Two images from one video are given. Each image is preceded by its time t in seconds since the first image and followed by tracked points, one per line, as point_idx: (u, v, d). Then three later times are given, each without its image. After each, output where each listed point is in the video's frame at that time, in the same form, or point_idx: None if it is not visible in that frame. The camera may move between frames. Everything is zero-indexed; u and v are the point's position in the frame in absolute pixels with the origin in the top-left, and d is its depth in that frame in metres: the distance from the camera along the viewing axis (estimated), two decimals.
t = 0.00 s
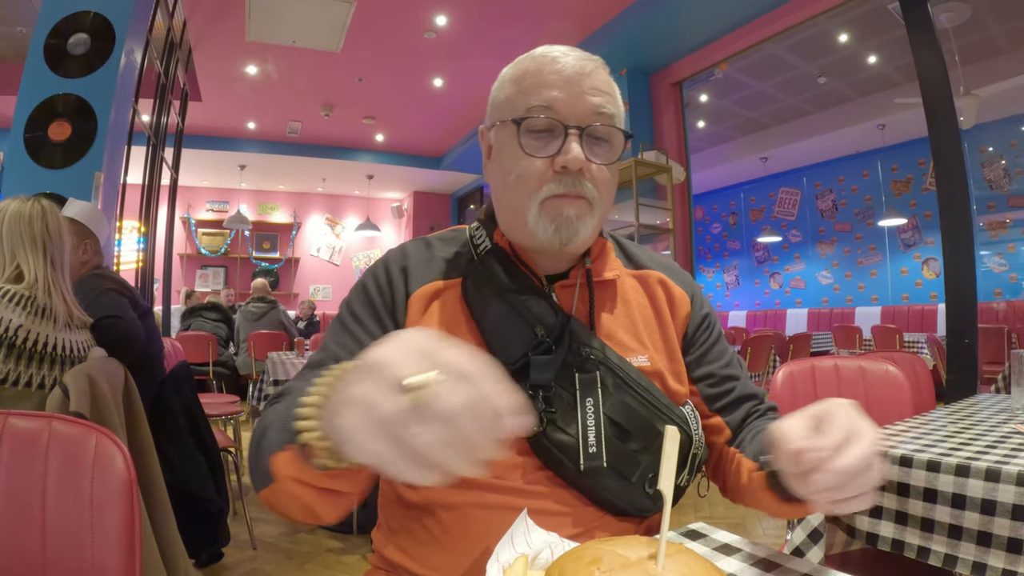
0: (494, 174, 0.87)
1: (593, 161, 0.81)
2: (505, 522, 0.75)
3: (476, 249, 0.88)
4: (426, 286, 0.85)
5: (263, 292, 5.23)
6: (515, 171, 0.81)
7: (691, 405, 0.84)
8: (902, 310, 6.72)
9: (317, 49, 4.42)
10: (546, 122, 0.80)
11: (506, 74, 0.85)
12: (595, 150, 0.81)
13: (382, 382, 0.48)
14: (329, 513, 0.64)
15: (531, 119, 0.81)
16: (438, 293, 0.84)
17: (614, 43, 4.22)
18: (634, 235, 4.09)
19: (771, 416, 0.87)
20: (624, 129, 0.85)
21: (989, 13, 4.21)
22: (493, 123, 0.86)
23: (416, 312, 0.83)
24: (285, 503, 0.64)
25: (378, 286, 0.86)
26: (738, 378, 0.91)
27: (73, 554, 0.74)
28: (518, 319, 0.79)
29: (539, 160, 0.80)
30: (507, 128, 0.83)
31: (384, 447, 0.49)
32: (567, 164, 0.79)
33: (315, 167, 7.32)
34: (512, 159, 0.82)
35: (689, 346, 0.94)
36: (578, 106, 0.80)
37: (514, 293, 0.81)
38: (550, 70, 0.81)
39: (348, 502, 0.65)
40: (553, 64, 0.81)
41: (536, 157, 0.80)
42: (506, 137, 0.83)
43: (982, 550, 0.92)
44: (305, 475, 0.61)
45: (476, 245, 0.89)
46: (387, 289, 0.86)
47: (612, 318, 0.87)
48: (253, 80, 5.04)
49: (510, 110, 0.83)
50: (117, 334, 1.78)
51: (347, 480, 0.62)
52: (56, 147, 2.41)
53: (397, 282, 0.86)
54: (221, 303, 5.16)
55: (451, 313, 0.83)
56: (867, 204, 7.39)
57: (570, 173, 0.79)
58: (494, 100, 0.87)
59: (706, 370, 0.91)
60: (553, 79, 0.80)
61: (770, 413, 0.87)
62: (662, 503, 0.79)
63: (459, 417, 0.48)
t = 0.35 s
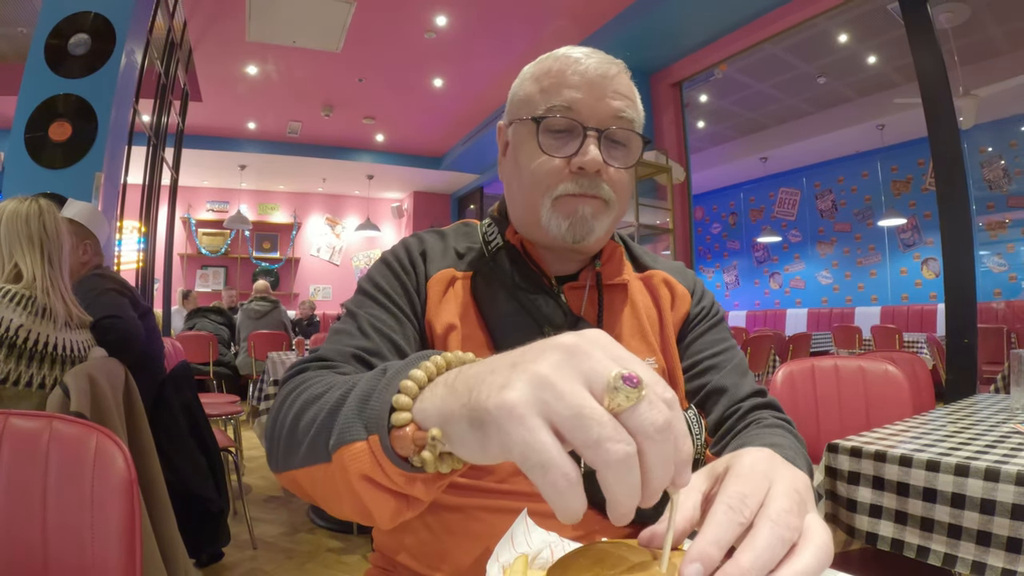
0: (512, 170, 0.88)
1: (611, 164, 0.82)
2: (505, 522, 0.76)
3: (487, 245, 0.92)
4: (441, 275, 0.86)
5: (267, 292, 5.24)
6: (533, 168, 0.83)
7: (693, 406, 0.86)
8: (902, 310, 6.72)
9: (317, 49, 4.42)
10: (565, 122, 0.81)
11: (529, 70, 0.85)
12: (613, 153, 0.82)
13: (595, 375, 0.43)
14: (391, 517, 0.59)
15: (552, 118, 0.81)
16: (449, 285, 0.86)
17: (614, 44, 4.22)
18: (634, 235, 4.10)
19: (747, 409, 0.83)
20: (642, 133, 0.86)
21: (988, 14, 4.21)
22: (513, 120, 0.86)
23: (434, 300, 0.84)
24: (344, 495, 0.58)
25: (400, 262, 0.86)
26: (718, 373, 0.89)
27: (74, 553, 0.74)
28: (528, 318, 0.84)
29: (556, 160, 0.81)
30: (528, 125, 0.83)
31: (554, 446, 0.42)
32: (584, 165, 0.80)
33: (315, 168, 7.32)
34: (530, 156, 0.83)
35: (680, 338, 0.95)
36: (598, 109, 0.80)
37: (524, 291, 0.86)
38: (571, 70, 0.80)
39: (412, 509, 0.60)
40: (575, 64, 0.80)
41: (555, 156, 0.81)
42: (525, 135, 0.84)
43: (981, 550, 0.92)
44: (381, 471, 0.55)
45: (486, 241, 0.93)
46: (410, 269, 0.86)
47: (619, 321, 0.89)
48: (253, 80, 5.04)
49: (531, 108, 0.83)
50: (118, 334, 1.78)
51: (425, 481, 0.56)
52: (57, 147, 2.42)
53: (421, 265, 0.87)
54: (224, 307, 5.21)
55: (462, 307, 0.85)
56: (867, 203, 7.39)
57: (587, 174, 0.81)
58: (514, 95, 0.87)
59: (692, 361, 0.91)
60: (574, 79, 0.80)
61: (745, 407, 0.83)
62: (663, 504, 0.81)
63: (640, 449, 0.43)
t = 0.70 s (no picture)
0: (515, 170, 0.88)
1: (615, 166, 0.82)
2: (506, 522, 0.76)
3: (489, 246, 0.92)
4: (443, 276, 0.86)
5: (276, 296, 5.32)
6: (536, 168, 0.83)
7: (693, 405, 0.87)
8: (902, 310, 6.73)
9: (317, 49, 4.42)
10: (569, 123, 0.81)
11: (533, 71, 0.85)
12: (618, 155, 0.83)
13: (602, 382, 0.44)
14: (391, 522, 0.59)
15: (557, 118, 0.81)
16: (451, 286, 0.86)
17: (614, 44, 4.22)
18: (633, 235, 4.10)
19: (746, 409, 0.83)
20: (647, 135, 0.86)
21: (987, 14, 4.22)
22: (517, 119, 0.87)
23: (436, 302, 0.84)
24: (344, 501, 0.59)
25: (400, 265, 0.86)
26: (719, 373, 0.89)
27: (74, 554, 0.74)
28: (530, 320, 0.84)
29: (561, 161, 0.82)
30: (531, 125, 0.83)
31: (563, 449, 0.42)
32: (588, 167, 0.81)
33: (315, 168, 7.32)
34: (534, 156, 0.83)
35: (682, 339, 0.95)
36: (603, 109, 0.81)
37: (526, 293, 0.86)
38: (576, 70, 0.80)
39: (412, 514, 0.60)
40: (581, 64, 0.80)
41: (559, 157, 0.81)
42: (529, 136, 0.84)
43: (981, 549, 0.92)
44: (381, 477, 0.55)
45: (488, 242, 0.92)
46: (411, 272, 0.86)
47: (621, 322, 0.89)
48: (253, 80, 5.04)
49: (535, 107, 0.83)
50: (119, 335, 1.78)
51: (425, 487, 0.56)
52: (57, 147, 2.41)
53: (421, 268, 0.87)
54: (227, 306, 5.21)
55: (464, 308, 0.85)
56: (866, 204, 7.40)
57: (591, 175, 0.81)
58: (518, 94, 0.87)
59: (693, 361, 0.92)
60: (579, 79, 0.80)
61: (744, 407, 0.83)
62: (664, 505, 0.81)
63: (645, 454, 0.44)
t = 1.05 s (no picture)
0: (510, 171, 0.88)
1: (609, 165, 0.82)
2: (506, 522, 0.76)
3: (485, 246, 0.92)
4: (441, 277, 0.87)
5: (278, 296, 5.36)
6: (530, 170, 0.83)
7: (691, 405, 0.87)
8: (902, 310, 6.73)
9: (317, 49, 4.43)
10: (563, 122, 0.81)
11: (526, 71, 0.85)
12: (611, 154, 0.83)
13: (590, 363, 0.45)
14: (388, 525, 0.58)
15: (549, 119, 0.82)
16: (448, 287, 0.86)
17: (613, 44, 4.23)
18: (634, 235, 4.11)
19: (744, 407, 0.83)
20: (640, 134, 0.86)
21: (986, 14, 4.22)
22: (511, 120, 0.87)
23: (434, 303, 0.84)
24: (342, 504, 0.58)
25: (398, 266, 0.86)
26: (716, 371, 0.89)
27: (75, 553, 0.75)
28: (526, 321, 0.84)
29: (554, 161, 0.82)
30: (524, 126, 0.84)
31: (550, 424, 0.43)
32: (581, 166, 0.81)
33: (315, 168, 7.32)
34: (527, 158, 0.84)
35: (679, 338, 0.95)
36: (596, 109, 0.80)
37: (523, 293, 0.86)
38: (568, 69, 0.80)
39: (409, 516, 0.59)
40: (573, 64, 0.80)
41: (553, 158, 0.82)
42: (522, 137, 0.84)
43: (980, 549, 0.92)
44: (380, 482, 0.55)
45: (484, 242, 0.93)
46: (408, 273, 0.86)
47: (618, 321, 0.89)
48: (253, 80, 5.04)
49: (528, 108, 0.83)
50: (118, 335, 1.82)
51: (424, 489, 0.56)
52: (58, 148, 2.42)
53: (418, 269, 0.87)
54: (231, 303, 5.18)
55: (461, 310, 0.85)
56: (866, 204, 7.40)
57: (585, 175, 0.81)
58: (512, 95, 0.87)
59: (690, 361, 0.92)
60: (571, 79, 0.80)
61: (741, 405, 0.83)
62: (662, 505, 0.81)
63: (635, 434, 0.44)
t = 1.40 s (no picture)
0: (505, 173, 0.88)
1: (605, 164, 0.82)
2: (506, 522, 0.76)
3: (482, 247, 0.92)
4: (439, 277, 0.86)
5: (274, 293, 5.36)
6: (526, 170, 0.83)
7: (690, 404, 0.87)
8: (902, 310, 6.73)
9: (317, 50, 4.43)
10: (558, 122, 0.81)
11: (521, 71, 0.85)
12: (607, 153, 0.83)
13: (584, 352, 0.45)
14: (388, 522, 0.59)
15: (544, 118, 0.82)
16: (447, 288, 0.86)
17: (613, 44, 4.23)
18: (633, 235, 4.11)
19: (742, 406, 0.83)
20: (636, 132, 0.86)
21: (986, 14, 4.22)
22: (506, 120, 0.87)
23: (431, 305, 0.84)
24: (341, 503, 0.59)
25: (396, 269, 0.86)
26: (714, 370, 0.89)
27: (75, 554, 0.75)
28: (524, 321, 0.83)
29: (550, 161, 0.82)
30: (520, 125, 0.84)
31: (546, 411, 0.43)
32: (577, 165, 0.81)
33: (315, 168, 7.32)
34: (523, 158, 0.84)
35: (678, 338, 0.95)
36: (591, 108, 0.81)
37: (521, 294, 0.85)
38: (563, 68, 0.80)
39: (408, 513, 0.60)
40: (568, 64, 0.80)
41: (549, 157, 0.82)
42: (518, 136, 0.84)
43: (980, 549, 0.92)
44: (381, 480, 0.55)
45: (482, 243, 0.92)
46: (406, 275, 0.86)
47: (616, 320, 0.89)
48: (253, 81, 5.04)
49: (524, 108, 0.83)
50: (118, 334, 1.82)
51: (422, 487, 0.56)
52: (58, 148, 2.42)
53: (415, 272, 0.87)
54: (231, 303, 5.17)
55: (458, 310, 0.85)
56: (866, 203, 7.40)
57: (580, 174, 0.81)
58: (508, 95, 0.87)
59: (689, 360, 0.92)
60: (565, 78, 0.80)
61: (739, 404, 0.83)
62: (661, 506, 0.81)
63: (630, 422, 0.44)
